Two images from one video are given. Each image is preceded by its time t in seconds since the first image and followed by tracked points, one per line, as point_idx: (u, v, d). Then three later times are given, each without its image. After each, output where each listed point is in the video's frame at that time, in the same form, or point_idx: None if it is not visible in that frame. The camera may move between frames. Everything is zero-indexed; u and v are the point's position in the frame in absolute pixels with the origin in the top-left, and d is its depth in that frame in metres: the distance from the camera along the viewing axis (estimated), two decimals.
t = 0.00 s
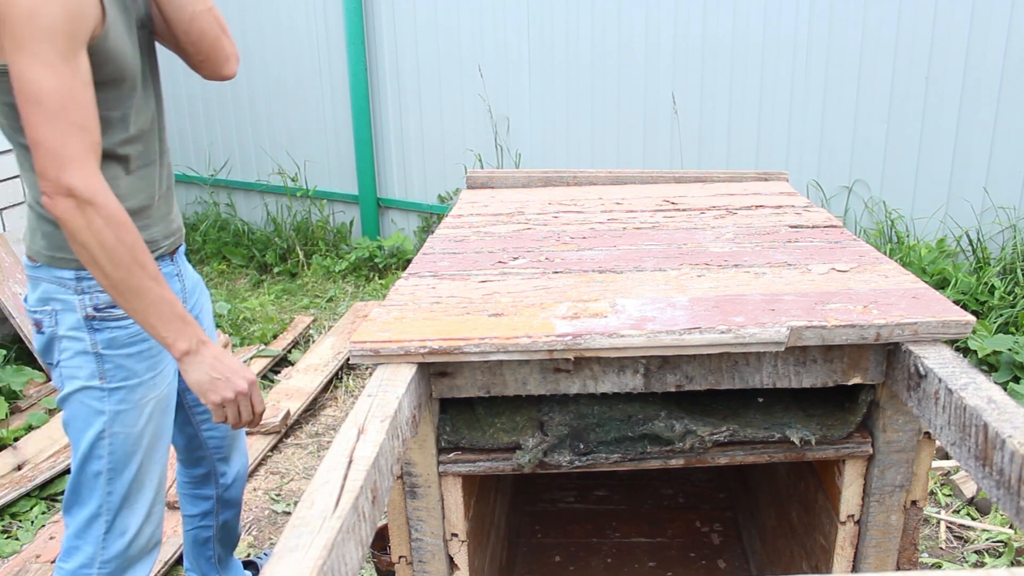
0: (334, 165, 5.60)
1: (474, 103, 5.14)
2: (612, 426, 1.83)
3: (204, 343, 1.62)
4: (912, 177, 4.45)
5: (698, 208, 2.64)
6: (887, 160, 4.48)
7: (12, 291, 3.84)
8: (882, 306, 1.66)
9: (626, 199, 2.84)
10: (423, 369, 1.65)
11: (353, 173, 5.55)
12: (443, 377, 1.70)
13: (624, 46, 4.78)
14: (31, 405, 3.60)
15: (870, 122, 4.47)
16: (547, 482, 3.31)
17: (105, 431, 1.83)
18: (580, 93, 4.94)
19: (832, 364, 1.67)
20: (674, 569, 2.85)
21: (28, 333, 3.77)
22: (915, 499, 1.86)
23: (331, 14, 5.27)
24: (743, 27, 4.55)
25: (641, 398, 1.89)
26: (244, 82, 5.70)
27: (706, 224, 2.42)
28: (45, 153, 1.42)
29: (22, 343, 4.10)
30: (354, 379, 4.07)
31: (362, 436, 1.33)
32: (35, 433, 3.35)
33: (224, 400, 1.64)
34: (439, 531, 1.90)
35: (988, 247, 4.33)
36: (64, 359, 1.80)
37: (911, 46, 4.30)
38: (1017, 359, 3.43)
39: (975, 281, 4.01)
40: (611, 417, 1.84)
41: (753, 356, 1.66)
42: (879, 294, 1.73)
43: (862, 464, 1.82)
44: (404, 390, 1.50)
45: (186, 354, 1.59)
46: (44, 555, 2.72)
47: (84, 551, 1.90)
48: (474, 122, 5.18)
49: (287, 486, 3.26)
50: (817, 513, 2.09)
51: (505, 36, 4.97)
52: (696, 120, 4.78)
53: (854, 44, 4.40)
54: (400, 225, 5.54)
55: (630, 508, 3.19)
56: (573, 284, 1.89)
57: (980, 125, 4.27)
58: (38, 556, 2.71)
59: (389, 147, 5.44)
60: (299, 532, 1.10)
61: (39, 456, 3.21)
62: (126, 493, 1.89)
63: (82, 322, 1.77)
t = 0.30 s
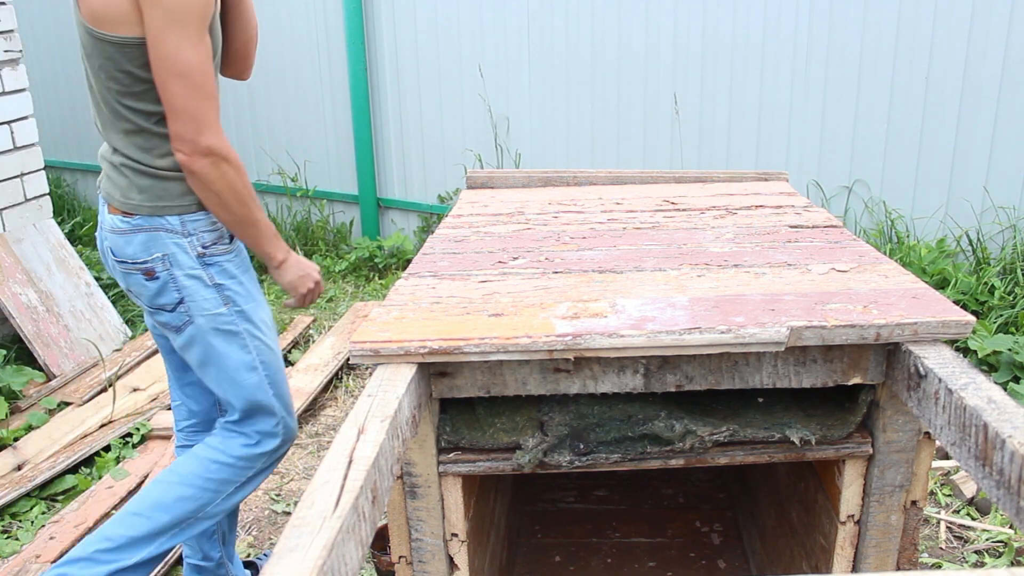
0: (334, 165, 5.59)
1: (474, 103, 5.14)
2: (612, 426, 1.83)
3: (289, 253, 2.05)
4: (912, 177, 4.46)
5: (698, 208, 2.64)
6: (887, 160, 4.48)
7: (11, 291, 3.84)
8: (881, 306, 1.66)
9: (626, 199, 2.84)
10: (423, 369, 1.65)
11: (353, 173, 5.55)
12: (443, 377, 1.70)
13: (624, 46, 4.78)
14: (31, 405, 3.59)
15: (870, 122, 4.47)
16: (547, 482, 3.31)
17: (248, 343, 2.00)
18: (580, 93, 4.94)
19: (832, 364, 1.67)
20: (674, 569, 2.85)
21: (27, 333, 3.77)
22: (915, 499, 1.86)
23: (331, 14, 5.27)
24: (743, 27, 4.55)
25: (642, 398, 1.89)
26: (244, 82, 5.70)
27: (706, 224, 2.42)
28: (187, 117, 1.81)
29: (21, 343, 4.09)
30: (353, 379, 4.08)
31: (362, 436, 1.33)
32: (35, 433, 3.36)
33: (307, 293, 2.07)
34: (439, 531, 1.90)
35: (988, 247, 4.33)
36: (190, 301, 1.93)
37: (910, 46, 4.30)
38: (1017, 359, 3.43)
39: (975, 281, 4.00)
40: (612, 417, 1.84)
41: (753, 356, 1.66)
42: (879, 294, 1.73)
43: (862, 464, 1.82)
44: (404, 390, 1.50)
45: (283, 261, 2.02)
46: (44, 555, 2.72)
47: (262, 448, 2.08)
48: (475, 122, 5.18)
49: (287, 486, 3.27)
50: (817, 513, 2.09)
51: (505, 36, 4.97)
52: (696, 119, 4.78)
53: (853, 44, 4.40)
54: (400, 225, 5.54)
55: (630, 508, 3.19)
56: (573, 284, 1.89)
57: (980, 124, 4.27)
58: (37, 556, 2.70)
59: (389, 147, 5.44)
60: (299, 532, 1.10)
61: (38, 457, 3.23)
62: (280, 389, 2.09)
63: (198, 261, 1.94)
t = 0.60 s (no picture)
0: (335, 165, 5.59)
1: (475, 103, 5.14)
2: (612, 428, 1.82)
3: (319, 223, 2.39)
4: (912, 177, 4.46)
5: (698, 209, 2.64)
6: (887, 160, 4.49)
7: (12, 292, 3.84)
8: (882, 306, 1.66)
9: (626, 200, 2.84)
10: (423, 369, 1.65)
11: (353, 173, 5.55)
12: (443, 377, 1.70)
13: (625, 47, 4.78)
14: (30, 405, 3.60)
15: (870, 122, 4.47)
16: (546, 483, 3.31)
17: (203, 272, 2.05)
18: (580, 93, 4.94)
19: (831, 364, 1.67)
20: (674, 570, 2.85)
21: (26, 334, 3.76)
22: (914, 499, 1.87)
23: (331, 15, 5.28)
24: (744, 27, 4.55)
25: (642, 398, 1.89)
26: (245, 83, 5.70)
27: (706, 225, 2.43)
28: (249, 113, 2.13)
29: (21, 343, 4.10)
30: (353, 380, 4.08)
31: (362, 436, 1.33)
32: (35, 433, 3.36)
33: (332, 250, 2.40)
34: (439, 531, 1.90)
35: (988, 247, 4.33)
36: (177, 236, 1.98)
37: (911, 46, 4.30)
38: (1017, 359, 3.44)
39: (975, 282, 4.00)
40: (612, 419, 1.84)
41: (753, 357, 1.66)
42: (879, 295, 1.73)
43: (862, 464, 1.83)
44: (404, 390, 1.50)
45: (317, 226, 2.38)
46: (45, 558, 2.75)
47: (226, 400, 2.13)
48: (475, 123, 5.18)
49: (287, 486, 3.27)
50: (817, 514, 2.09)
51: (506, 37, 4.96)
52: (697, 119, 4.77)
53: (854, 43, 4.39)
54: (400, 226, 5.54)
55: (629, 508, 3.19)
56: (573, 285, 1.90)
57: (981, 125, 4.27)
58: (38, 558, 2.74)
59: (389, 148, 5.44)
60: (299, 533, 1.10)
61: (39, 457, 3.21)
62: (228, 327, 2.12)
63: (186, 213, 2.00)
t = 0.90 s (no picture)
0: (334, 165, 5.60)
1: (475, 103, 5.14)
2: (612, 428, 1.82)
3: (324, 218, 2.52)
4: (912, 177, 4.46)
5: (698, 209, 2.64)
6: (887, 160, 4.49)
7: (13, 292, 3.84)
8: (882, 306, 1.66)
9: (626, 200, 2.84)
10: (423, 369, 1.65)
11: (353, 173, 5.55)
12: (443, 377, 1.70)
13: (626, 48, 4.78)
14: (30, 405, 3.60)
15: (870, 122, 4.47)
16: (546, 483, 3.32)
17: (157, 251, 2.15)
18: (580, 92, 4.94)
19: (831, 364, 1.67)
20: (674, 570, 2.85)
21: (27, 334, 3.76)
22: (914, 499, 1.87)
23: (331, 15, 5.28)
24: (744, 27, 4.55)
25: (642, 398, 1.89)
26: (245, 83, 5.70)
27: (706, 225, 2.43)
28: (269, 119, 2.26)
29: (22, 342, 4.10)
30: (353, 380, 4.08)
31: (362, 436, 1.33)
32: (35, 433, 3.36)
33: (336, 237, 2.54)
34: (439, 531, 1.90)
35: (988, 247, 4.33)
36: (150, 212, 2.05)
37: (911, 46, 4.30)
38: (1017, 359, 3.43)
39: (975, 281, 4.00)
40: (612, 419, 1.84)
41: (753, 357, 1.66)
42: (878, 295, 1.73)
43: (862, 464, 1.83)
44: (404, 390, 1.50)
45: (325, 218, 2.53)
46: (44, 556, 2.74)
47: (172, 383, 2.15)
48: (475, 123, 5.18)
49: (287, 486, 3.27)
50: (817, 514, 2.09)
51: (506, 37, 4.96)
52: (697, 119, 4.77)
53: (854, 43, 4.39)
54: (400, 226, 5.54)
55: (629, 508, 3.19)
56: (573, 285, 1.90)
57: (981, 125, 4.27)
58: (38, 557, 2.73)
59: (389, 148, 5.45)
60: (299, 533, 1.10)
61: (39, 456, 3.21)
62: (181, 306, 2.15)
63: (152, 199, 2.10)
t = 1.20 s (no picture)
0: (334, 165, 5.60)
1: (475, 103, 5.14)
2: (612, 427, 1.82)
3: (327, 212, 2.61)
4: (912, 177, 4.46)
5: (698, 209, 2.64)
6: (887, 160, 4.49)
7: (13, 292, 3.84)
8: (882, 306, 1.66)
9: (626, 200, 2.84)
10: (423, 369, 1.65)
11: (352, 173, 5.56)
12: (443, 377, 1.70)
13: (626, 48, 4.78)
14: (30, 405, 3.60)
15: (870, 122, 4.47)
16: (546, 483, 3.32)
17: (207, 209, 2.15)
18: (580, 92, 4.94)
19: (831, 364, 1.67)
20: (673, 570, 2.85)
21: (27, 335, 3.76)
22: (914, 499, 1.87)
23: (331, 15, 5.29)
24: (744, 26, 4.54)
25: (642, 398, 1.89)
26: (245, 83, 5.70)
27: (705, 225, 2.43)
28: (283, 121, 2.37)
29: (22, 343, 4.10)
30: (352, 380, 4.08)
31: (362, 436, 1.33)
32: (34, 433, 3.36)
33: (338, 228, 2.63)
34: (439, 531, 1.90)
35: (988, 247, 4.32)
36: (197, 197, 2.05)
37: (911, 46, 4.30)
38: (1017, 359, 3.43)
39: (975, 281, 4.00)
40: (612, 419, 1.84)
41: (753, 357, 1.66)
42: (878, 295, 1.73)
43: (862, 464, 1.83)
44: (404, 390, 1.50)
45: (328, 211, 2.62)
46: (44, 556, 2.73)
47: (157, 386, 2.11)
48: (475, 123, 5.17)
49: (287, 486, 3.27)
50: (817, 514, 2.09)
51: (506, 36, 4.96)
52: (697, 119, 4.77)
53: (854, 42, 4.39)
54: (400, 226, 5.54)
55: (629, 508, 3.19)
56: (573, 285, 1.90)
57: (981, 125, 4.27)
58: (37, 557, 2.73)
59: (389, 148, 5.44)
60: (299, 533, 1.10)
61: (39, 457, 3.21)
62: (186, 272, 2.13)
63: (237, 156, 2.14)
